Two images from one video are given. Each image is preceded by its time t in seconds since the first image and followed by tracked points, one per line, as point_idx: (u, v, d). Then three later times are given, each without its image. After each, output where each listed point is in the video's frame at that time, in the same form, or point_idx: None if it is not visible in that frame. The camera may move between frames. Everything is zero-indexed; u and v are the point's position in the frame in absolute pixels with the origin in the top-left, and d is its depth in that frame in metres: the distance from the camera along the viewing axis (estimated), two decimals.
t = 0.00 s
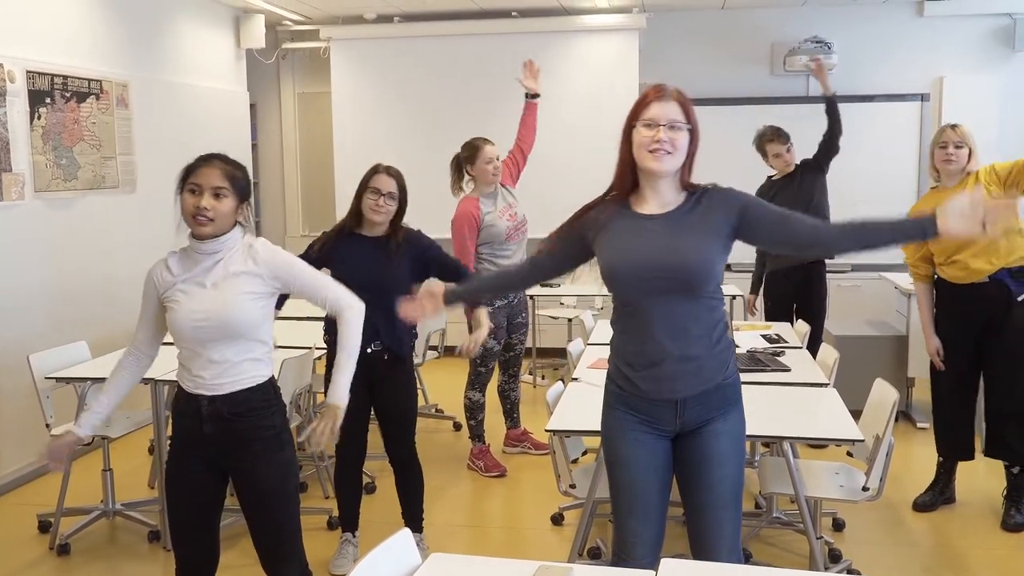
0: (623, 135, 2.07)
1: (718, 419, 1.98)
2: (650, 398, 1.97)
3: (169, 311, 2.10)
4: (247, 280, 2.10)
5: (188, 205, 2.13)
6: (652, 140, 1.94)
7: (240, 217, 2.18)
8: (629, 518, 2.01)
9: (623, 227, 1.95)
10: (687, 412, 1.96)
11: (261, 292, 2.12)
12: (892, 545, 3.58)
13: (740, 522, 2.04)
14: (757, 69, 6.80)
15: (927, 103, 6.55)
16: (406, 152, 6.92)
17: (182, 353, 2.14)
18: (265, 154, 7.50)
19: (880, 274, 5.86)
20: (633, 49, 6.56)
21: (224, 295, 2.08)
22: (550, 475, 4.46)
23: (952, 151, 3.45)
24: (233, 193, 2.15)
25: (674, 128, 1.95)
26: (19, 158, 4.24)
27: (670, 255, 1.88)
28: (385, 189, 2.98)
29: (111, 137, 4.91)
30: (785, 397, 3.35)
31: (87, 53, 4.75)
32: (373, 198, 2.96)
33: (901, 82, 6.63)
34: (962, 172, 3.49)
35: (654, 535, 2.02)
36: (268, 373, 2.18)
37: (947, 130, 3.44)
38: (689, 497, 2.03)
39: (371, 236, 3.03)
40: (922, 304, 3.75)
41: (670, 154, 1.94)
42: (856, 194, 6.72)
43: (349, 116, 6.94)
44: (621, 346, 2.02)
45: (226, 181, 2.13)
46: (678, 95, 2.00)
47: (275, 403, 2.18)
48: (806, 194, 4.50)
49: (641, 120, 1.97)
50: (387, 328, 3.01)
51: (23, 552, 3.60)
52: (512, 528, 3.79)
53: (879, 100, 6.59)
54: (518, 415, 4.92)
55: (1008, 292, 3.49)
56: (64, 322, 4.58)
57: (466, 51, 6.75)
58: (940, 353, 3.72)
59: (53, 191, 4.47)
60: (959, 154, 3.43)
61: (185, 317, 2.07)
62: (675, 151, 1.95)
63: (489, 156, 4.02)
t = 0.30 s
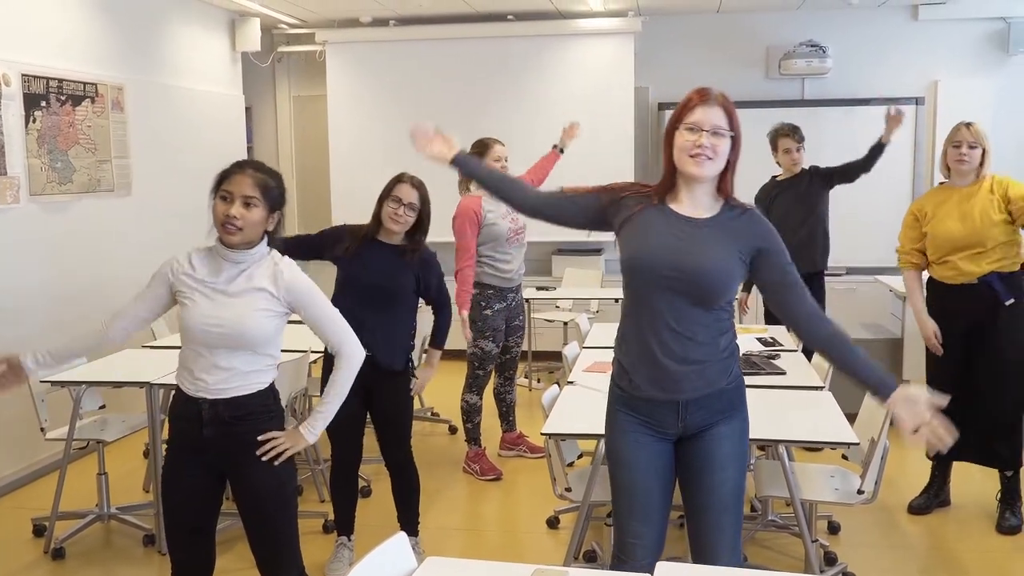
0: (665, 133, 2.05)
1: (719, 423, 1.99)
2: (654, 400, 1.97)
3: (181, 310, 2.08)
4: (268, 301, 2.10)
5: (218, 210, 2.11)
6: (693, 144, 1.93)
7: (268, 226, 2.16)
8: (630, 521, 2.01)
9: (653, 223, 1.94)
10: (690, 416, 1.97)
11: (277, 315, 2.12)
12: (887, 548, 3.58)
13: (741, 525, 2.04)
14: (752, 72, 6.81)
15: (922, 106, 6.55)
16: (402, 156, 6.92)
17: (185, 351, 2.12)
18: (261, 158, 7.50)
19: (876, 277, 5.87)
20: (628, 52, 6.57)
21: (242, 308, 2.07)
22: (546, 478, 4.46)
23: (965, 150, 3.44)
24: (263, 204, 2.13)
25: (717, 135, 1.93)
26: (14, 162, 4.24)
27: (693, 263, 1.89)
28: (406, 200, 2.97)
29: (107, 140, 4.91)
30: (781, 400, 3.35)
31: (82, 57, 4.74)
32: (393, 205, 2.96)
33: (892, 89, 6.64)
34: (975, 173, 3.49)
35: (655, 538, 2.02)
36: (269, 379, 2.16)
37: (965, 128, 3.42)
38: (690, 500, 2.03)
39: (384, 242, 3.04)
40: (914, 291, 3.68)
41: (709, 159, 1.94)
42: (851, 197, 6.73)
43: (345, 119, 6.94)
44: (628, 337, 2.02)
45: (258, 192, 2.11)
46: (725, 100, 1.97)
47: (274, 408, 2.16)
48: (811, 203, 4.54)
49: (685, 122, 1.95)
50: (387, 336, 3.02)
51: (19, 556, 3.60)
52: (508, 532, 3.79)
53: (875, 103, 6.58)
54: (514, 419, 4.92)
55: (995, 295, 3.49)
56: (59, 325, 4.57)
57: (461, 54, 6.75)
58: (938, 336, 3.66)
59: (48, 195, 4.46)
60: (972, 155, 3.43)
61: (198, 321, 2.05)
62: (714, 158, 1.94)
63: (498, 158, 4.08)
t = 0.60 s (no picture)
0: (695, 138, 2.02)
1: (722, 427, 2.00)
2: (659, 402, 1.97)
3: (191, 304, 2.05)
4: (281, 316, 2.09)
5: (247, 219, 2.08)
6: (725, 150, 1.91)
7: (294, 244, 2.14)
8: (632, 523, 2.01)
9: (679, 221, 1.92)
10: (693, 420, 1.97)
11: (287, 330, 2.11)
12: (883, 549, 3.59)
13: (741, 528, 2.05)
14: (747, 75, 6.82)
15: (916, 109, 6.55)
16: (397, 158, 6.92)
17: (185, 346, 2.09)
18: (256, 161, 7.50)
19: (871, 280, 5.88)
20: (624, 55, 6.57)
21: (252, 317, 2.04)
22: (542, 480, 4.46)
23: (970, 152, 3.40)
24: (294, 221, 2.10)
25: (750, 144, 1.92)
26: (8, 165, 4.23)
27: (712, 270, 1.88)
28: (423, 212, 2.98)
29: (101, 143, 4.90)
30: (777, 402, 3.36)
31: (77, 61, 4.74)
32: (409, 215, 2.97)
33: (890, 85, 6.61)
34: (978, 176, 3.46)
35: (655, 542, 2.02)
36: (267, 384, 2.15)
37: (970, 130, 3.37)
38: (691, 503, 2.04)
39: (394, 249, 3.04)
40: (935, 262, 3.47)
41: (738, 169, 1.92)
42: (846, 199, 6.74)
43: (341, 122, 6.94)
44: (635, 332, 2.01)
45: (290, 209, 2.09)
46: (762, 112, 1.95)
47: (271, 412, 2.15)
48: (810, 215, 4.58)
49: (719, 130, 1.92)
50: (385, 343, 3.01)
51: (14, 560, 3.59)
52: (504, 534, 3.79)
53: (869, 105, 6.59)
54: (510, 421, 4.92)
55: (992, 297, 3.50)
56: (55, 329, 4.57)
57: (457, 57, 6.76)
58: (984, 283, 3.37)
59: (43, 198, 4.46)
60: (976, 159, 3.39)
61: (207, 322, 2.02)
62: (745, 167, 1.92)
63: (505, 161, 4.14)
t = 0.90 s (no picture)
0: (729, 145, 1.98)
1: (715, 431, 2.00)
2: (653, 403, 1.97)
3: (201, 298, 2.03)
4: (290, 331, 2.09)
5: (271, 229, 2.06)
6: (756, 167, 1.87)
7: (311, 265, 2.12)
8: (625, 525, 2.01)
9: (696, 225, 1.89)
10: (687, 422, 1.97)
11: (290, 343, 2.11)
12: (879, 551, 3.59)
13: (734, 530, 2.06)
14: (743, 77, 6.83)
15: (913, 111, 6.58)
16: (394, 160, 6.92)
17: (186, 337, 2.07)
18: (253, 163, 7.49)
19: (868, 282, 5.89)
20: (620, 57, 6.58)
21: (254, 325, 2.03)
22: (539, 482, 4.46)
23: (975, 155, 3.37)
24: (316, 243, 2.08)
25: (782, 164, 1.87)
26: (4, 167, 4.23)
27: (718, 277, 1.87)
28: (441, 228, 2.97)
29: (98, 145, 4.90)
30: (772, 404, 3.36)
31: (73, 63, 4.73)
32: (426, 229, 2.96)
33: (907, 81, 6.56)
34: (983, 178, 3.44)
35: (648, 544, 2.03)
36: (262, 387, 2.14)
37: (976, 131, 3.34)
38: (685, 506, 2.04)
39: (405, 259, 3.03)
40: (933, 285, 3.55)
41: (767, 187, 1.88)
42: (843, 201, 6.74)
43: (337, 123, 6.94)
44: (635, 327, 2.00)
45: (314, 231, 2.07)
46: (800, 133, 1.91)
47: (266, 416, 2.15)
48: (805, 222, 4.59)
49: (755, 144, 1.88)
50: (383, 348, 3.00)
51: (11, 562, 3.59)
52: (501, 536, 3.79)
53: (865, 107, 6.60)
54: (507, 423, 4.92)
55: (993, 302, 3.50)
56: (52, 331, 4.57)
57: (453, 59, 6.76)
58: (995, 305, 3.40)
59: (39, 200, 4.45)
60: (982, 161, 3.37)
61: (210, 324, 2.00)
62: (774, 186, 1.88)
63: (510, 164, 4.16)
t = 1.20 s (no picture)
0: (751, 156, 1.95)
1: (712, 433, 2.00)
2: (651, 404, 1.97)
3: (210, 300, 1.99)
4: (295, 345, 2.07)
5: (295, 244, 2.06)
6: (776, 181, 1.86)
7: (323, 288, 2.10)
8: (622, 527, 2.01)
9: (705, 228, 1.89)
10: (684, 424, 1.97)
11: (295, 355, 2.10)
12: (878, 552, 3.59)
13: (731, 533, 2.06)
14: (740, 78, 6.84)
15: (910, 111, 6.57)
16: (392, 162, 6.92)
17: (187, 334, 2.04)
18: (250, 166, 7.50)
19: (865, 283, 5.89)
20: (617, 58, 6.59)
21: (261, 334, 2.01)
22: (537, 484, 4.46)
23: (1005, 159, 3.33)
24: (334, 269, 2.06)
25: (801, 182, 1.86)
26: (2, 170, 4.23)
27: (723, 281, 1.87)
28: (451, 242, 2.95)
29: (95, 147, 4.90)
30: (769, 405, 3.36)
31: (70, 65, 4.74)
32: (436, 240, 2.95)
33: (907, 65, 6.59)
34: (1009, 179, 3.42)
35: (644, 546, 2.03)
36: (260, 394, 2.13)
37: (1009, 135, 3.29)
38: (682, 509, 2.04)
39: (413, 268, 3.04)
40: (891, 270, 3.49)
41: (784, 203, 1.86)
42: (840, 202, 6.75)
43: (335, 125, 6.94)
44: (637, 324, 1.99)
45: (338, 259, 2.07)
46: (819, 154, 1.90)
47: (262, 419, 2.14)
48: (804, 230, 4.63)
49: (778, 158, 1.86)
50: (368, 344, 2.99)
51: (8, 564, 3.59)
52: (499, 538, 3.79)
53: (862, 109, 6.61)
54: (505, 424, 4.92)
55: (995, 305, 3.51)
56: (50, 333, 4.57)
57: (450, 60, 6.76)
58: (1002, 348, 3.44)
59: (36, 202, 4.46)
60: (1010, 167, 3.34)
61: (216, 328, 1.97)
62: (791, 203, 1.87)
63: (514, 167, 4.20)
